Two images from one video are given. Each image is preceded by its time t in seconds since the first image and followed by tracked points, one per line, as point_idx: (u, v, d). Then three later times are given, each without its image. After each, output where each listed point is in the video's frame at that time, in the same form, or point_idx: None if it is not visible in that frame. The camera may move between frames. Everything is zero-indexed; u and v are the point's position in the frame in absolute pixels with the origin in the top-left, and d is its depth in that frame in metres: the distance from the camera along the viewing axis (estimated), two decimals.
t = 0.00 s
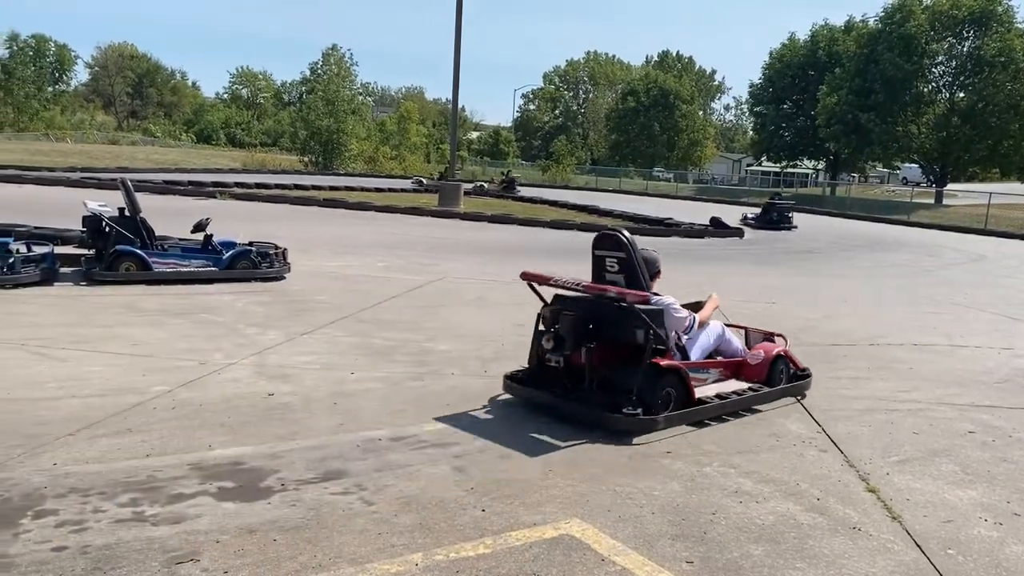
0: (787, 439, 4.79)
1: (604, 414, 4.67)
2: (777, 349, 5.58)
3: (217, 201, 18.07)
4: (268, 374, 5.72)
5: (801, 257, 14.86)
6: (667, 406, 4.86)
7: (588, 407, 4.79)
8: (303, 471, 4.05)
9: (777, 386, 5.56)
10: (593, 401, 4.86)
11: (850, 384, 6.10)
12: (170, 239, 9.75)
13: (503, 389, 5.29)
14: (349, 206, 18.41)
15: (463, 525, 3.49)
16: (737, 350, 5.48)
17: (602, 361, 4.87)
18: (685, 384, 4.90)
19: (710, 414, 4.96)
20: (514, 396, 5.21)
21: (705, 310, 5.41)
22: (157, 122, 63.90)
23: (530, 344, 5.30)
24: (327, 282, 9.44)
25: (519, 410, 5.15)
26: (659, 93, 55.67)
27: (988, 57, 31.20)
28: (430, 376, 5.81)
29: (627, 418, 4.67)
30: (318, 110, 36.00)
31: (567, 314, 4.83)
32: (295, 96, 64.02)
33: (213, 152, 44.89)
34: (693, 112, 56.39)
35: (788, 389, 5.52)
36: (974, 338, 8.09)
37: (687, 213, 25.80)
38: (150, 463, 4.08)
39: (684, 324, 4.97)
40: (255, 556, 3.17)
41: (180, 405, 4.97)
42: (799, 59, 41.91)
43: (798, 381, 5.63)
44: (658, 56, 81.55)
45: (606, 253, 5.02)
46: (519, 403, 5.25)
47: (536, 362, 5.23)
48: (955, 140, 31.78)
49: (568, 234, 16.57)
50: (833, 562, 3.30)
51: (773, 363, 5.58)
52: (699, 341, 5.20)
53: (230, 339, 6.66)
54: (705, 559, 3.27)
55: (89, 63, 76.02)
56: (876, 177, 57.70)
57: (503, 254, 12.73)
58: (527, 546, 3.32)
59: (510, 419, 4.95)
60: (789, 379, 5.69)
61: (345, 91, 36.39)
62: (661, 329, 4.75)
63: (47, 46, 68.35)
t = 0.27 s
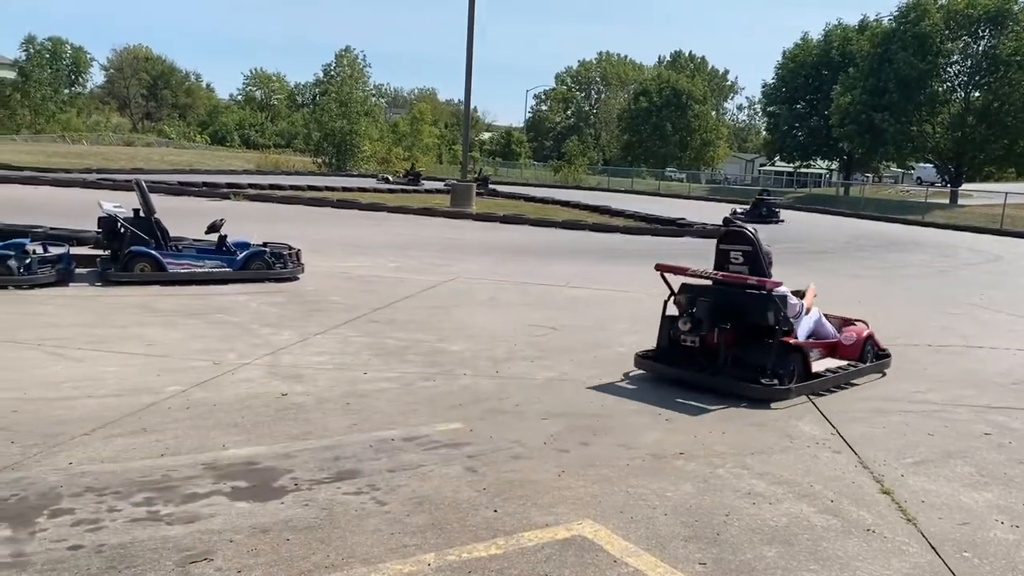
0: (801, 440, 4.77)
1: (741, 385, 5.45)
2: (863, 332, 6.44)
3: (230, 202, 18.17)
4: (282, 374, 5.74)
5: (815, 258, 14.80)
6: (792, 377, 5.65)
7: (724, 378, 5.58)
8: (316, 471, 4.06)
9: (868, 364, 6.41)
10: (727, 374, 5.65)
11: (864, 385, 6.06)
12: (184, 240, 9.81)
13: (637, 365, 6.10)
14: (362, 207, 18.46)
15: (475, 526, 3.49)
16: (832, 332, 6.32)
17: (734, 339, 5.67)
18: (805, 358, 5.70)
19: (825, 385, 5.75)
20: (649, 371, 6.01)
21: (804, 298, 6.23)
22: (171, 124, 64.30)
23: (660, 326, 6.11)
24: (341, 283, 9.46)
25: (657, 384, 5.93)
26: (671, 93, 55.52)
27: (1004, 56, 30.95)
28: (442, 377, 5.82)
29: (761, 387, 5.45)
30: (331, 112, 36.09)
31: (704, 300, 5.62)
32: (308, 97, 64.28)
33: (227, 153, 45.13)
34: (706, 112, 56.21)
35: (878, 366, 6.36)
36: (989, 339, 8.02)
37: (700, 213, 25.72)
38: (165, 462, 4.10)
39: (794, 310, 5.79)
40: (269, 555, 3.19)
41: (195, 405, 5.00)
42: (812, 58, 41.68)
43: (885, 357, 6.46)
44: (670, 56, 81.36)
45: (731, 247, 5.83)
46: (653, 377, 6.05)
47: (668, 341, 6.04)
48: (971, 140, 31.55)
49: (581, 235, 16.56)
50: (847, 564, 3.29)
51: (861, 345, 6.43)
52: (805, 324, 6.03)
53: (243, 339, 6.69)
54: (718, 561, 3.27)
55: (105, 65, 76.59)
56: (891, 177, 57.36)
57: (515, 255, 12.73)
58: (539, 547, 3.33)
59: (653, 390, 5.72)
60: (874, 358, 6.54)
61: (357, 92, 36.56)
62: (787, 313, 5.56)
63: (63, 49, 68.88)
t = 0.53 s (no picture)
0: (818, 442, 4.74)
1: (848, 360, 6.23)
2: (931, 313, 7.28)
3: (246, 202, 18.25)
4: (297, 374, 5.76)
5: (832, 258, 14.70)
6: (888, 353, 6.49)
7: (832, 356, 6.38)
8: (331, 471, 4.06)
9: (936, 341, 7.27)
10: (832, 352, 6.45)
11: (881, 386, 6.01)
12: (200, 241, 9.87)
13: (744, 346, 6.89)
14: (377, 207, 18.50)
15: (490, 527, 3.49)
16: (906, 316, 7.12)
17: (837, 322, 6.48)
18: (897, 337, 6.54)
19: (914, 361, 6.56)
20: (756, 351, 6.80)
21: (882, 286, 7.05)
22: (188, 125, 64.70)
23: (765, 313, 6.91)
24: (355, 283, 9.48)
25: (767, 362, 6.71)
26: (686, 92, 55.33)
27: None
28: (457, 377, 5.82)
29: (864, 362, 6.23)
30: (346, 112, 36.19)
31: (811, 287, 6.39)
32: (323, 98, 64.51)
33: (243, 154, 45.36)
34: (721, 112, 55.98)
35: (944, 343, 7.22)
36: (1009, 341, 7.93)
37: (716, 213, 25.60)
38: (181, 461, 4.12)
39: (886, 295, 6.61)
40: (284, 555, 3.19)
41: (210, 405, 5.02)
42: (829, 57, 41.40)
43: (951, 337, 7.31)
44: (685, 56, 81.09)
45: (829, 242, 6.80)
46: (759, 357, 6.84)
47: (773, 326, 6.84)
48: (991, 139, 31.31)
49: (596, 235, 16.53)
50: (864, 567, 3.25)
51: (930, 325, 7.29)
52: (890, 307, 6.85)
53: (259, 340, 6.71)
54: (734, 563, 3.24)
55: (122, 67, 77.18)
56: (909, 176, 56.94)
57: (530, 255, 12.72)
58: (554, 548, 3.31)
59: (765, 366, 6.51)
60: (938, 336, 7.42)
61: (372, 92, 36.76)
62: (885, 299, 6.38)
63: (82, 51, 69.46)
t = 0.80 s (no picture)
0: (835, 442, 4.71)
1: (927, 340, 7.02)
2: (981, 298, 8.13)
3: (262, 203, 18.34)
4: (313, 373, 5.78)
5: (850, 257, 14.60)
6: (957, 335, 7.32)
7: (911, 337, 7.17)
8: (346, 470, 4.08)
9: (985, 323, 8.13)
10: (911, 334, 7.23)
11: (900, 387, 5.96)
12: (218, 242, 9.93)
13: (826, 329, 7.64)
14: (392, 207, 18.55)
15: (505, 527, 3.48)
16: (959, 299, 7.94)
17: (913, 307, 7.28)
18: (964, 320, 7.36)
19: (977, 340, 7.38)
20: (838, 333, 7.54)
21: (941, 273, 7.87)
22: (206, 126, 65.13)
23: (843, 300, 7.65)
24: (371, 283, 9.51)
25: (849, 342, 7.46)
26: (703, 91, 55.13)
27: None
28: (472, 377, 5.82)
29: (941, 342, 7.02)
30: (362, 113, 36.25)
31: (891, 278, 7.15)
32: (339, 99, 64.76)
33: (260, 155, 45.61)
34: (737, 111, 55.74)
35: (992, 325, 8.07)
36: None
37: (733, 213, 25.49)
38: (198, 460, 4.15)
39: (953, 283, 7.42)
40: (300, 554, 3.20)
41: (227, 404, 5.05)
42: (846, 55, 41.09)
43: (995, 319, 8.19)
44: (701, 55, 80.83)
45: (902, 237, 7.50)
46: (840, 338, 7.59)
47: (853, 311, 7.59)
48: (1011, 137, 31.13)
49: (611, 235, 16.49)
50: (883, 569, 3.23)
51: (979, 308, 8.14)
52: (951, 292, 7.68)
53: (276, 339, 6.74)
54: (750, 564, 3.23)
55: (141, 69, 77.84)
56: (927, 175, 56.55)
57: (545, 255, 12.71)
58: (569, 548, 3.31)
59: (851, 347, 7.26)
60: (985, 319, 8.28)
61: (388, 93, 36.95)
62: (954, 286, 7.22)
63: (100, 53, 70.00)
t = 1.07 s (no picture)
0: (856, 444, 4.67)
1: (985, 322, 7.92)
2: None
3: (283, 203, 18.44)
4: (332, 372, 5.80)
5: (871, 257, 14.47)
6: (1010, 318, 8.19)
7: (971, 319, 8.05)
8: (366, 469, 4.08)
9: None
10: (971, 317, 8.11)
11: (922, 388, 5.90)
12: (239, 242, 10.00)
13: (891, 313, 8.53)
14: (411, 207, 18.60)
15: (523, 526, 3.48)
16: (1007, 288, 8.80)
17: (972, 293, 8.15)
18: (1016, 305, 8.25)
19: None
20: (903, 317, 8.44)
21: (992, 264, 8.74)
22: (227, 126, 65.56)
23: (907, 288, 8.54)
24: (390, 283, 9.53)
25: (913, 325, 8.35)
26: (723, 90, 54.86)
27: None
28: (490, 377, 5.81)
29: (998, 322, 7.91)
30: (382, 113, 36.24)
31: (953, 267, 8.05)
32: (358, 99, 65.01)
33: (279, 155, 45.82)
34: (758, 109, 55.41)
35: None
36: None
37: (753, 212, 25.33)
38: (218, 459, 4.17)
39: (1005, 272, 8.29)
40: (319, 552, 3.22)
41: (247, 402, 5.08)
42: (868, 53, 40.70)
43: None
44: (721, 53, 80.44)
45: (959, 233, 8.42)
46: (904, 321, 8.49)
47: (916, 297, 8.48)
48: None
49: (630, 234, 16.43)
50: (905, 572, 3.19)
51: None
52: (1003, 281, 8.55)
53: (296, 338, 6.78)
54: (770, 566, 3.20)
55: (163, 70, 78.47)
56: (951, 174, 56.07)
57: (564, 254, 12.69)
58: (587, 548, 3.30)
59: (915, 328, 8.17)
60: None
61: (406, 94, 36.87)
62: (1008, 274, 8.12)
63: (123, 54, 70.69)
